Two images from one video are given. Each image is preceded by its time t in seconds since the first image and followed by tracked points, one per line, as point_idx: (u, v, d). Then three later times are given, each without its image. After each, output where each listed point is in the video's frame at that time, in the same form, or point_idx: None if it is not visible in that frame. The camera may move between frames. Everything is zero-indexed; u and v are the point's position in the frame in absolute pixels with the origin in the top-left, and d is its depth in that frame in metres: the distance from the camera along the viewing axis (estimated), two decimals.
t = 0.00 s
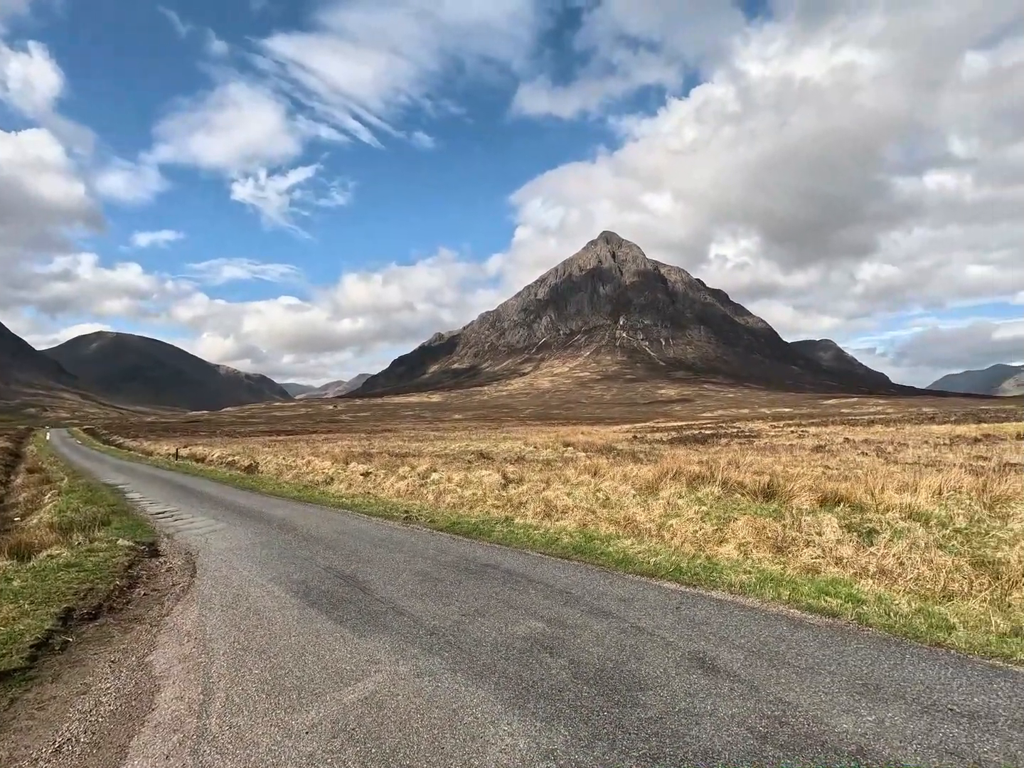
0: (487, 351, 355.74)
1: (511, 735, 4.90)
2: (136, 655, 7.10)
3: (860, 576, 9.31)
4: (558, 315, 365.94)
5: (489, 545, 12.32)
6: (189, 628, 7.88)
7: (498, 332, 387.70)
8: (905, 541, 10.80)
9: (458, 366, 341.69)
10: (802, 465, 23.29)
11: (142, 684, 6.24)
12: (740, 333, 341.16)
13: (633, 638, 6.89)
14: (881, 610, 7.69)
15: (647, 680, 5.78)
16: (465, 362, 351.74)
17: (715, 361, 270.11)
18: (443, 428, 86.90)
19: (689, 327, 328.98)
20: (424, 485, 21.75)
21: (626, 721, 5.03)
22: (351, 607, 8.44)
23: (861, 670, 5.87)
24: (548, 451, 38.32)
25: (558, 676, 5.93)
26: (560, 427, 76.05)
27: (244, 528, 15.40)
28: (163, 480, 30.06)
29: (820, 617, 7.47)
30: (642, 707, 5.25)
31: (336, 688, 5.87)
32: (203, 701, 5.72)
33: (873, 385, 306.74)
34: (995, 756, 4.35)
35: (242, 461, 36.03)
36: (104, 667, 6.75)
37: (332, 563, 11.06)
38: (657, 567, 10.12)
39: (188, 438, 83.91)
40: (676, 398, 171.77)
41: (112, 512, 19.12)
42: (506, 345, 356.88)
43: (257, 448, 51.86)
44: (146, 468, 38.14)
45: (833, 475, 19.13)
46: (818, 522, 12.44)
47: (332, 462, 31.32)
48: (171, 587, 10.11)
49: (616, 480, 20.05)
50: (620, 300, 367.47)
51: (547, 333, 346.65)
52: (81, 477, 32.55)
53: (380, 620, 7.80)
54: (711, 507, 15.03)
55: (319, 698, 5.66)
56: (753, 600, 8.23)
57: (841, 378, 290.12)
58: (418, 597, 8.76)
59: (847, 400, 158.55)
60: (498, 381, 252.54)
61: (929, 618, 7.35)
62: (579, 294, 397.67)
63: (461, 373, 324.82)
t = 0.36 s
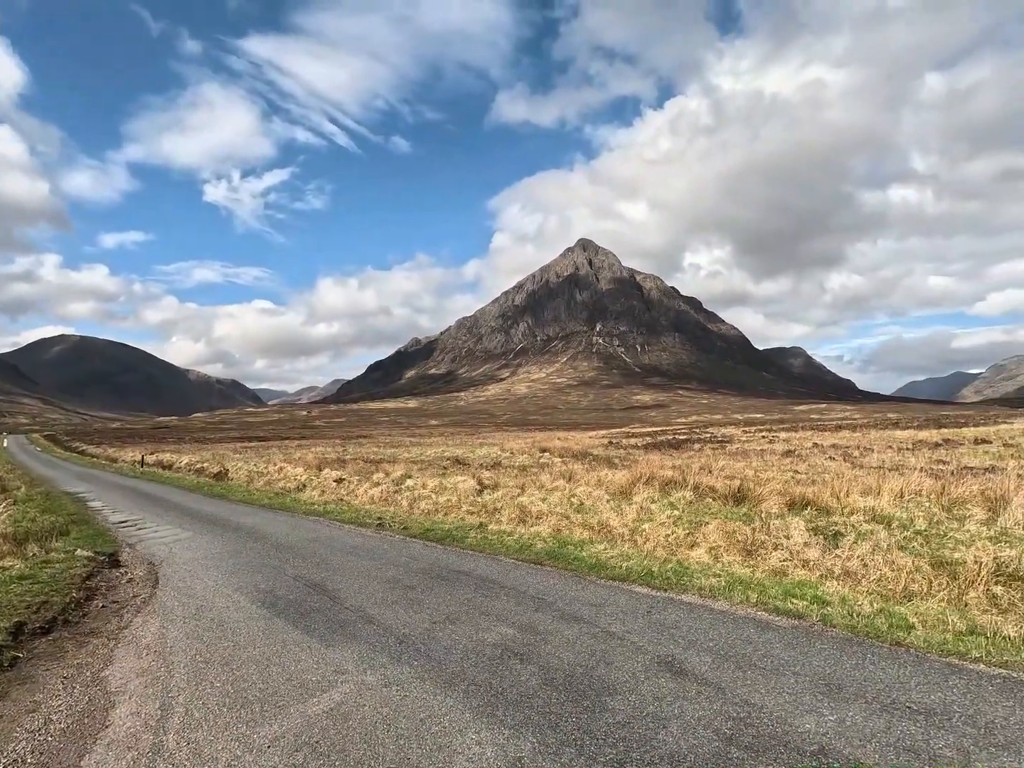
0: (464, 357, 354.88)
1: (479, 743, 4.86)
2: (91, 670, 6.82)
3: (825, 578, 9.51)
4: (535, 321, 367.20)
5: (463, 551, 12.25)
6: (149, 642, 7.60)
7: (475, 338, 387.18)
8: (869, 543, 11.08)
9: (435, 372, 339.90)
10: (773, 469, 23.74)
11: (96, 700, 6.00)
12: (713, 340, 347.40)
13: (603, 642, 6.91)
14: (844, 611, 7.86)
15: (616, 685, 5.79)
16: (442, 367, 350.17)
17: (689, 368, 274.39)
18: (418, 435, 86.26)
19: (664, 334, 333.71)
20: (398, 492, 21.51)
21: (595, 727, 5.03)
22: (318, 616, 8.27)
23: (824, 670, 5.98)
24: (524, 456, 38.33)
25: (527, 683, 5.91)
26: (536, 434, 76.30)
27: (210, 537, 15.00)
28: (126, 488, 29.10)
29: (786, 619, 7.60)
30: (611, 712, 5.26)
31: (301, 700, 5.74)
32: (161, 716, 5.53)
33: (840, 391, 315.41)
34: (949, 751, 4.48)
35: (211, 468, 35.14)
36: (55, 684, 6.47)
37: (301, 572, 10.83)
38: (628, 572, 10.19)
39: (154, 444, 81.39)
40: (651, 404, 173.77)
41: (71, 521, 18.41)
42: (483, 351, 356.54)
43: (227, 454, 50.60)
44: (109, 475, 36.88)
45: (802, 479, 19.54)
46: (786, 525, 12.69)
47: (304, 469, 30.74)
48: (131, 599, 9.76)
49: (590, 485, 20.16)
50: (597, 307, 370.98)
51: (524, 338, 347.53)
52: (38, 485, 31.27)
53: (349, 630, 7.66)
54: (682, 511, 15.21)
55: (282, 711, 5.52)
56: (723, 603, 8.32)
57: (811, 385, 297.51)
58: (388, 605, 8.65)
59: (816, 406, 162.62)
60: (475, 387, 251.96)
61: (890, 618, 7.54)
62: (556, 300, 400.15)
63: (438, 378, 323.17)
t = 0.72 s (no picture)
0: (442, 362, 353.53)
1: (452, 752, 4.83)
2: (49, 686, 6.59)
3: (795, 581, 9.72)
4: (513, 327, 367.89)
5: (439, 558, 12.17)
6: (112, 656, 7.37)
7: (453, 344, 386.14)
8: (837, 546, 11.36)
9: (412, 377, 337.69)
10: (745, 474, 24.16)
11: (54, 717, 5.79)
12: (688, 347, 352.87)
13: (577, 648, 6.93)
14: (813, 613, 8.03)
15: (590, 691, 5.82)
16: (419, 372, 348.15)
17: (665, 374, 278.07)
18: (396, 440, 85.53)
19: (641, 340, 337.81)
20: (374, 499, 21.24)
21: (568, 733, 5.05)
22: (290, 626, 8.12)
23: (792, 672, 6.11)
24: (501, 462, 38.29)
25: (501, 690, 5.90)
26: (515, 439, 76.41)
27: (178, 546, 14.61)
28: (91, 496, 28.19)
29: (757, 622, 7.74)
30: (584, 718, 5.29)
31: (270, 713, 5.63)
32: (123, 733, 5.36)
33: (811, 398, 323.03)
34: (910, 749, 4.61)
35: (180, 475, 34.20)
36: (11, 702, 6.21)
37: (273, 581, 10.62)
38: (604, 577, 10.26)
39: (121, 451, 79.03)
40: (628, 409, 175.43)
41: (31, 531, 17.73)
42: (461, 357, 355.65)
43: (198, 461, 49.37)
44: (73, 483, 35.67)
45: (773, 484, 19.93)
46: (758, 530, 12.93)
47: (278, 476, 30.20)
48: (93, 611, 9.45)
49: (567, 490, 20.23)
50: (574, 313, 373.74)
51: (502, 344, 347.67)
52: None
53: (321, 639, 7.55)
54: (657, 516, 15.37)
55: (250, 724, 5.42)
56: (695, 607, 8.44)
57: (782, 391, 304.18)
58: (362, 613, 8.54)
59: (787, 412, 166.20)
60: (453, 393, 251.17)
61: (856, 620, 7.74)
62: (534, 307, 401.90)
63: (416, 384, 321.15)
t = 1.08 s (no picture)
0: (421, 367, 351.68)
1: (423, 761, 4.81)
2: (6, 701, 6.36)
3: (765, 583, 9.91)
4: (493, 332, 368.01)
5: (414, 565, 12.09)
6: (73, 669, 7.15)
7: (433, 349, 384.27)
8: (806, 549, 11.61)
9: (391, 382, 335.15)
10: (721, 479, 24.53)
11: (10, 734, 5.59)
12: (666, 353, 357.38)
13: (551, 653, 6.96)
14: (781, 615, 8.20)
15: (564, 695, 5.85)
16: (398, 377, 345.80)
17: (643, 380, 280.98)
18: (374, 446, 84.89)
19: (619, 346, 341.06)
20: (350, 505, 20.98)
21: (540, 737, 5.07)
22: (261, 636, 7.98)
23: (761, 673, 6.22)
24: (479, 468, 38.17)
25: (474, 696, 5.89)
26: (494, 444, 76.38)
27: (146, 555, 14.25)
28: (55, 504, 27.28)
29: (728, 625, 7.87)
30: (557, 722, 5.31)
31: (239, 723, 5.54)
32: (82, 749, 5.21)
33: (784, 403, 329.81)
34: (871, 746, 4.74)
35: (150, 482, 33.31)
36: None
37: (243, 590, 10.43)
38: (580, 582, 10.31)
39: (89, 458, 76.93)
40: (606, 415, 176.75)
41: None
42: (441, 362, 354.35)
43: (168, 467, 48.14)
44: (36, 491, 34.46)
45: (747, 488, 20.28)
46: (731, 533, 13.14)
47: (252, 483, 29.66)
48: (54, 623, 9.16)
49: (544, 496, 20.27)
50: (554, 319, 375.72)
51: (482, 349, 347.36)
52: None
53: (293, 648, 7.45)
54: (633, 521, 15.51)
55: (218, 736, 5.31)
56: (669, 611, 8.54)
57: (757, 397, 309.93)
58: (335, 621, 8.44)
59: (761, 418, 169.30)
60: (432, 398, 249.89)
61: (822, 621, 7.93)
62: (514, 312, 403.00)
63: (395, 389, 318.84)
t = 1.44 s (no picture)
0: (404, 371, 349.72)
1: None
2: None
3: (743, 586, 10.04)
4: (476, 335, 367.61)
5: (394, 570, 11.99)
6: (40, 680, 6.94)
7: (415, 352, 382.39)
8: (782, 551, 11.80)
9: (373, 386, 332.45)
10: (701, 482, 24.77)
11: None
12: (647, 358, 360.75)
13: (531, 657, 6.97)
14: (758, 617, 8.31)
15: (542, 700, 5.86)
16: (380, 381, 343.26)
17: (625, 385, 283.13)
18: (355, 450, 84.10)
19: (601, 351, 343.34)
20: (329, 510, 20.71)
21: (519, 742, 5.07)
22: (236, 644, 7.84)
23: (738, 675, 6.30)
24: (461, 472, 37.99)
25: (453, 702, 5.86)
26: (476, 449, 76.24)
27: (117, 563, 13.88)
28: (23, 510, 26.47)
29: (706, 627, 7.96)
30: (535, 726, 5.32)
31: (212, 734, 5.44)
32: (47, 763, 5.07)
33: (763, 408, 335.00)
34: (843, 745, 4.83)
35: (122, 487, 32.52)
36: None
37: (219, 597, 10.24)
38: (560, 586, 10.33)
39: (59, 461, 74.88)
40: (588, 419, 177.61)
41: None
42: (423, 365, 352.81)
43: (142, 472, 46.99)
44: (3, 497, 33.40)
45: (725, 492, 20.56)
46: (710, 537, 13.28)
47: (229, 487, 29.11)
48: (21, 633, 8.89)
49: (526, 500, 20.27)
50: (537, 323, 377.00)
51: (464, 353, 346.56)
52: None
53: (269, 656, 7.34)
54: (614, 524, 15.60)
55: (190, 747, 5.21)
56: (648, 614, 8.60)
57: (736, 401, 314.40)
58: (312, 629, 8.33)
59: (741, 422, 171.80)
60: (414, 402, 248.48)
61: (797, 622, 8.07)
62: (497, 316, 403.19)
63: (376, 392, 316.37)
